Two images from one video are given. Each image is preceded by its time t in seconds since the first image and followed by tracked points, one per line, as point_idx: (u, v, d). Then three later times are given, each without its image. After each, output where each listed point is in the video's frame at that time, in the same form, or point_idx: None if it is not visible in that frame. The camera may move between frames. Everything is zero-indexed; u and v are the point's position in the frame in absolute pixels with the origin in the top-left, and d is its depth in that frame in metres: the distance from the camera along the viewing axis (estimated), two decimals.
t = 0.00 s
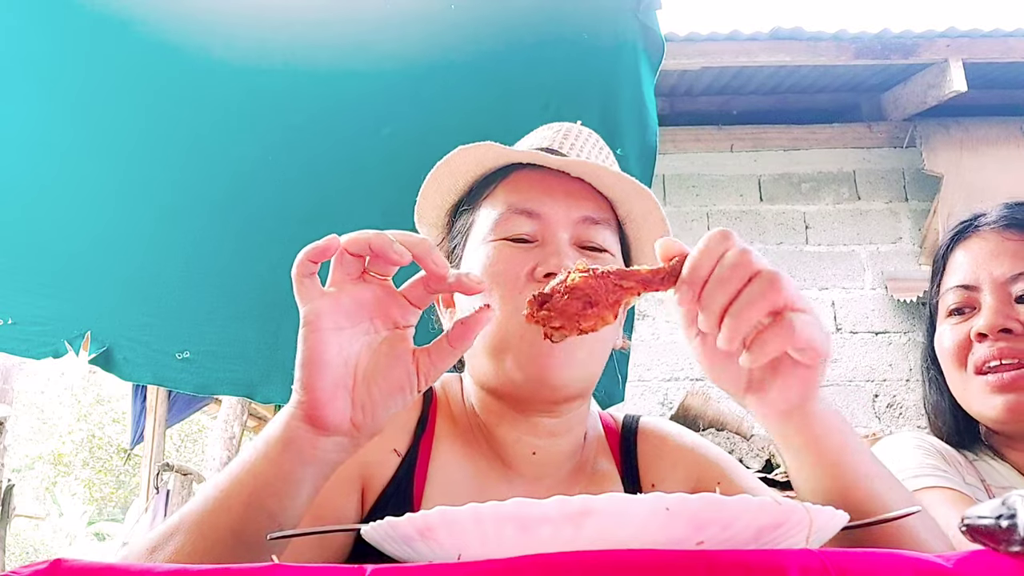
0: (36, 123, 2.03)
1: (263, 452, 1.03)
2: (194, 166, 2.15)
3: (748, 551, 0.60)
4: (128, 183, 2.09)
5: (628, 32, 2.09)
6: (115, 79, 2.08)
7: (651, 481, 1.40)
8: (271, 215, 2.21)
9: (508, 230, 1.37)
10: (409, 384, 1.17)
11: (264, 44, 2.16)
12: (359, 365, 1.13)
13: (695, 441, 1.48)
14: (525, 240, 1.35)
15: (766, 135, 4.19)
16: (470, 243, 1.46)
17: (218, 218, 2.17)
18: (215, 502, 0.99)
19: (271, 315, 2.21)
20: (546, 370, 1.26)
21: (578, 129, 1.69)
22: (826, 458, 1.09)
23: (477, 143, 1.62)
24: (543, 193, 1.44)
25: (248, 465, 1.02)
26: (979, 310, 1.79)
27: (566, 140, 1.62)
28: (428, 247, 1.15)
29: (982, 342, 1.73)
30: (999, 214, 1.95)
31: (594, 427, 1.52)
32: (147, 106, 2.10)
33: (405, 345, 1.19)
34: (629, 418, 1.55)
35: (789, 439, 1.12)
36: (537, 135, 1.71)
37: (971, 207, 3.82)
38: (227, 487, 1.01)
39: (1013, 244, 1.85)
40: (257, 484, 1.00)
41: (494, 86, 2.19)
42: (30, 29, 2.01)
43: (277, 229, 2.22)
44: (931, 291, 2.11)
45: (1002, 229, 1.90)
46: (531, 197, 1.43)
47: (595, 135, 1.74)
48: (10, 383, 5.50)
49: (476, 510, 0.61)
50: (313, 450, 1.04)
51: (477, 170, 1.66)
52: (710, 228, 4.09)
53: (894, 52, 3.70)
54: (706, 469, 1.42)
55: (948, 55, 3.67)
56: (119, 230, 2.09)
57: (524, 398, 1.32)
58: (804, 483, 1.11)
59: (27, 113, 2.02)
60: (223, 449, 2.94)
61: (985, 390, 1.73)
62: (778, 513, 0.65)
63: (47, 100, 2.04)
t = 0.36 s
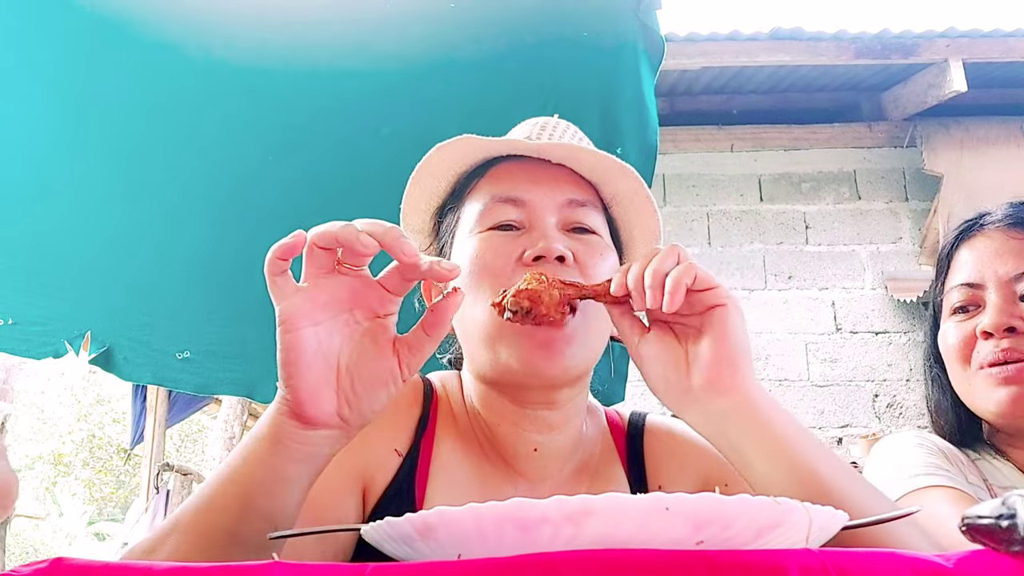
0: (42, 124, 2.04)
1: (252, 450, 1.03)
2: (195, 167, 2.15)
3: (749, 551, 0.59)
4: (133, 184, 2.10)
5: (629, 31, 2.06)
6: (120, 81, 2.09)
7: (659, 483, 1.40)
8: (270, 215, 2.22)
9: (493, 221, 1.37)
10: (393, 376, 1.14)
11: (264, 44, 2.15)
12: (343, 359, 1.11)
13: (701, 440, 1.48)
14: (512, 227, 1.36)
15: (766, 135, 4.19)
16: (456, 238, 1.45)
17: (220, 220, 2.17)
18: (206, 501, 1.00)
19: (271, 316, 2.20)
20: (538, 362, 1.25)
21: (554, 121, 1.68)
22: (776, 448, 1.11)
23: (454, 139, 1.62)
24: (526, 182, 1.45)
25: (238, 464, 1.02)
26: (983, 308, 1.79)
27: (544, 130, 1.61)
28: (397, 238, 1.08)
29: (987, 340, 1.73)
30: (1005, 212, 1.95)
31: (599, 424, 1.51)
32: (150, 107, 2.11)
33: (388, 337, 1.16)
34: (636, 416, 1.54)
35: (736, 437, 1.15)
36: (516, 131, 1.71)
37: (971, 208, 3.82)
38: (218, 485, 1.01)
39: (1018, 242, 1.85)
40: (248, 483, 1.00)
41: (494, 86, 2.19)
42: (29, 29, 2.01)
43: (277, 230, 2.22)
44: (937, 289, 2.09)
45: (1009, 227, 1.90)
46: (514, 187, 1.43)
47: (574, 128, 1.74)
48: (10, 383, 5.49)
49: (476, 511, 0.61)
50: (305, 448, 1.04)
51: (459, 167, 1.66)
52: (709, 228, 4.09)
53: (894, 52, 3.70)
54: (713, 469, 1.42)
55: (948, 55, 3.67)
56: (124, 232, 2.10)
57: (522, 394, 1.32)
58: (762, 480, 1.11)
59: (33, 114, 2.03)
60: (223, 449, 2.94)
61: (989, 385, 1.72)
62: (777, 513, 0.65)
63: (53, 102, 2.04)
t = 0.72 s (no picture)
0: (51, 128, 2.07)
1: (249, 453, 1.03)
2: (195, 166, 2.15)
3: (748, 551, 0.59)
4: (137, 186, 2.11)
5: (628, 30, 2.07)
6: (125, 84, 2.10)
7: (659, 482, 1.40)
8: (271, 215, 2.21)
9: (497, 211, 1.37)
10: (394, 382, 1.13)
11: (265, 44, 2.15)
12: (344, 364, 1.10)
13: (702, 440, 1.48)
14: (517, 219, 1.35)
15: (766, 135, 4.19)
16: (461, 229, 1.45)
17: (223, 220, 2.17)
18: (204, 502, 1.00)
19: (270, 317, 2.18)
20: (541, 364, 1.25)
21: (563, 117, 1.68)
22: (774, 447, 1.11)
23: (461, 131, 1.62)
24: (532, 173, 1.44)
25: (236, 466, 1.02)
26: (994, 310, 1.79)
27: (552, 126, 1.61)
28: (400, 246, 1.08)
29: (997, 341, 1.73)
30: (1013, 213, 1.95)
31: (599, 423, 1.51)
32: (153, 109, 2.12)
33: (389, 343, 1.16)
34: (635, 415, 1.54)
35: (735, 436, 1.15)
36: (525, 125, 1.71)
37: (971, 208, 3.81)
38: (215, 487, 1.01)
39: None
40: (246, 485, 1.00)
41: (494, 86, 2.19)
42: (30, 29, 2.04)
43: (277, 228, 2.21)
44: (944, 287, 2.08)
45: (1017, 229, 1.90)
46: (520, 178, 1.43)
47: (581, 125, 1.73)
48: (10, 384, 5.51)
49: (476, 511, 0.61)
50: (305, 451, 1.04)
51: (464, 160, 1.66)
52: (710, 228, 4.09)
53: (894, 52, 3.70)
54: (713, 470, 1.42)
55: (948, 55, 3.67)
56: (128, 235, 2.11)
57: (523, 394, 1.32)
58: (761, 480, 1.11)
59: (43, 118, 2.07)
60: (223, 449, 2.94)
61: (998, 383, 1.73)
62: (777, 512, 0.65)
63: (64, 105, 2.08)
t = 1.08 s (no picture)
0: (53, 129, 2.08)
1: (250, 453, 1.03)
2: (196, 166, 2.15)
3: (748, 551, 0.59)
4: (137, 186, 2.12)
5: (628, 29, 2.06)
6: (127, 85, 2.10)
7: (658, 481, 1.40)
8: (271, 215, 2.21)
9: (494, 216, 1.37)
10: (395, 382, 1.13)
11: (266, 45, 2.15)
12: (344, 364, 1.10)
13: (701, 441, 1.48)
14: (513, 224, 1.35)
15: (766, 135, 4.18)
16: (459, 234, 1.45)
17: (224, 220, 2.17)
18: (205, 502, 1.00)
19: (270, 317, 2.18)
20: (542, 365, 1.25)
21: (562, 117, 1.67)
22: (768, 448, 1.11)
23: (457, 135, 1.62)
24: (528, 177, 1.44)
25: (236, 466, 1.02)
26: (1016, 305, 1.79)
27: (549, 127, 1.60)
28: (402, 247, 1.08)
29: (1017, 337, 1.73)
30: None
31: (598, 423, 1.51)
32: (154, 109, 2.12)
33: (390, 343, 1.16)
34: (635, 415, 1.54)
35: (726, 439, 1.15)
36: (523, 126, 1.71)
37: (972, 208, 3.81)
38: (216, 487, 1.01)
39: None
40: (247, 485, 1.00)
41: (493, 86, 2.19)
42: (31, 28, 2.05)
43: (277, 227, 2.21)
44: (960, 282, 2.08)
45: None
46: (517, 182, 1.43)
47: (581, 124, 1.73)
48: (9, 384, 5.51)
49: (476, 511, 0.61)
50: (305, 451, 1.04)
51: (462, 164, 1.66)
52: (710, 228, 4.09)
53: (894, 52, 3.70)
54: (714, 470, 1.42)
55: (948, 55, 3.67)
56: (129, 236, 2.11)
57: (523, 394, 1.31)
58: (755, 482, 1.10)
59: (44, 119, 2.07)
60: (223, 449, 2.94)
61: (1015, 381, 1.72)
62: (777, 512, 0.64)
63: (66, 106, 2.08)
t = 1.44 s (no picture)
0: (51, 129, 2.08)
1: (245, 453, 1.03)
2: (195, 165, 2.15)
3: (748, 551, 0.59)
4: (133, 184, 2.11)
5: (628, 29, 2.06)
6: (124, 83, 2.10)
7: (657, 480, 1.39)
8: (270, 214, 2.20)
9: (497, 219, 1.36)
10: (388, 382, 1.13)
11: (265, 44, 2.16)
12: (338, 363, 1.10)
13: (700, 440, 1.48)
14: (516, 226, 1.34)
15: (766, 135, 4.18)
16: (460, 235, 1.45)
17: (223, 219, 2.17)
18: (200, 502, 1.00)
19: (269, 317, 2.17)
20: (541, 363, 1.25)
21: (564, 113, 1.68)
22: (774, 447, 1.11)
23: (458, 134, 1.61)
24: (532, 179, 1.44)
25: (231, 466, 1.02)
26: None
27: (552, 124, 1.61)
28: (395, 245, 1.08)
29: None
30: None
31: (596, 423, 1.50)
32: (153, 108, 2.12)
33: (384, 341, 1.16)
34: (633, 414, 1.54)
35: (737, 438, 1.16)
36: (523, 122, 1.71)
37: (972, 208, 3.81)
38: (211, 487, 1.01)
39: None
40: (242, 485, 1.00)
41: (493, 86, 2.19)
42: (28, 26, 2.05)
43: (276, 226, 2.21)
44: (973, 280, 2.07)
45: None
46: (520, 184, 1.42)
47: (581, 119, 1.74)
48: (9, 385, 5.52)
49: (475, 512, 0.61)
50: (301, 451, 1.03)
51: (463, 162, 1.66)
52: (710, 228, 4.09)
53: (894, 52, 3.70)
54: (712, 470, 1.42)
55: (948, 55, 3.67)
56: (127, 237, 2.11)
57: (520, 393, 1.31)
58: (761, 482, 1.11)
59: (38, 116, 2.07)
60: (223, 449, 2.94)
61: None
62: (777, 512, 0.64)
63: (64, 105, 2.08)
